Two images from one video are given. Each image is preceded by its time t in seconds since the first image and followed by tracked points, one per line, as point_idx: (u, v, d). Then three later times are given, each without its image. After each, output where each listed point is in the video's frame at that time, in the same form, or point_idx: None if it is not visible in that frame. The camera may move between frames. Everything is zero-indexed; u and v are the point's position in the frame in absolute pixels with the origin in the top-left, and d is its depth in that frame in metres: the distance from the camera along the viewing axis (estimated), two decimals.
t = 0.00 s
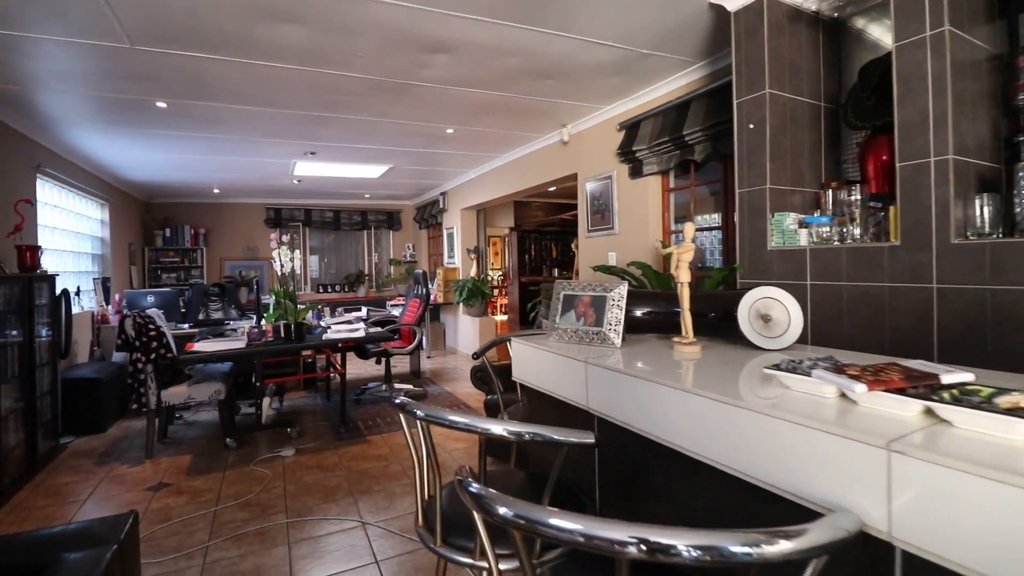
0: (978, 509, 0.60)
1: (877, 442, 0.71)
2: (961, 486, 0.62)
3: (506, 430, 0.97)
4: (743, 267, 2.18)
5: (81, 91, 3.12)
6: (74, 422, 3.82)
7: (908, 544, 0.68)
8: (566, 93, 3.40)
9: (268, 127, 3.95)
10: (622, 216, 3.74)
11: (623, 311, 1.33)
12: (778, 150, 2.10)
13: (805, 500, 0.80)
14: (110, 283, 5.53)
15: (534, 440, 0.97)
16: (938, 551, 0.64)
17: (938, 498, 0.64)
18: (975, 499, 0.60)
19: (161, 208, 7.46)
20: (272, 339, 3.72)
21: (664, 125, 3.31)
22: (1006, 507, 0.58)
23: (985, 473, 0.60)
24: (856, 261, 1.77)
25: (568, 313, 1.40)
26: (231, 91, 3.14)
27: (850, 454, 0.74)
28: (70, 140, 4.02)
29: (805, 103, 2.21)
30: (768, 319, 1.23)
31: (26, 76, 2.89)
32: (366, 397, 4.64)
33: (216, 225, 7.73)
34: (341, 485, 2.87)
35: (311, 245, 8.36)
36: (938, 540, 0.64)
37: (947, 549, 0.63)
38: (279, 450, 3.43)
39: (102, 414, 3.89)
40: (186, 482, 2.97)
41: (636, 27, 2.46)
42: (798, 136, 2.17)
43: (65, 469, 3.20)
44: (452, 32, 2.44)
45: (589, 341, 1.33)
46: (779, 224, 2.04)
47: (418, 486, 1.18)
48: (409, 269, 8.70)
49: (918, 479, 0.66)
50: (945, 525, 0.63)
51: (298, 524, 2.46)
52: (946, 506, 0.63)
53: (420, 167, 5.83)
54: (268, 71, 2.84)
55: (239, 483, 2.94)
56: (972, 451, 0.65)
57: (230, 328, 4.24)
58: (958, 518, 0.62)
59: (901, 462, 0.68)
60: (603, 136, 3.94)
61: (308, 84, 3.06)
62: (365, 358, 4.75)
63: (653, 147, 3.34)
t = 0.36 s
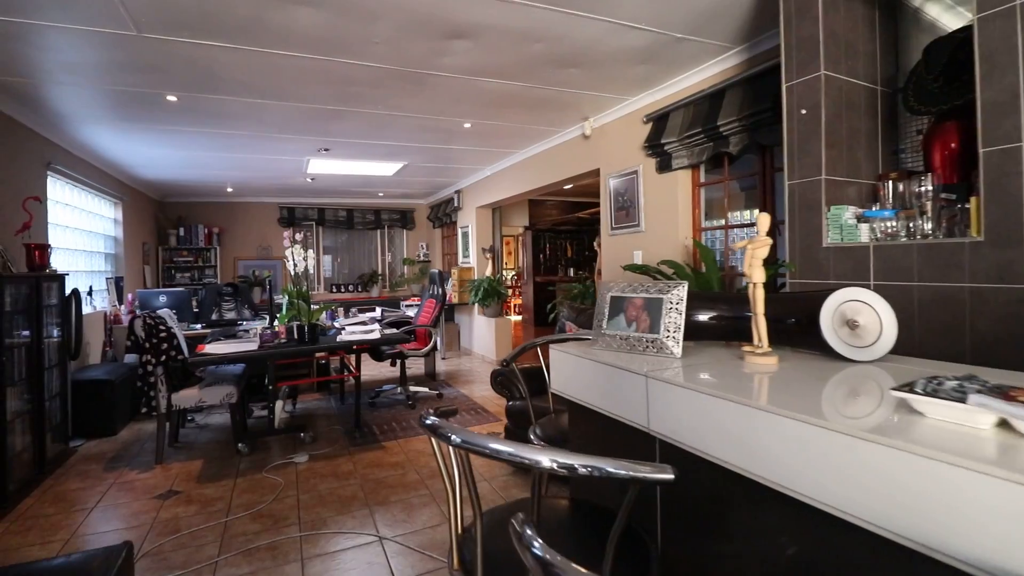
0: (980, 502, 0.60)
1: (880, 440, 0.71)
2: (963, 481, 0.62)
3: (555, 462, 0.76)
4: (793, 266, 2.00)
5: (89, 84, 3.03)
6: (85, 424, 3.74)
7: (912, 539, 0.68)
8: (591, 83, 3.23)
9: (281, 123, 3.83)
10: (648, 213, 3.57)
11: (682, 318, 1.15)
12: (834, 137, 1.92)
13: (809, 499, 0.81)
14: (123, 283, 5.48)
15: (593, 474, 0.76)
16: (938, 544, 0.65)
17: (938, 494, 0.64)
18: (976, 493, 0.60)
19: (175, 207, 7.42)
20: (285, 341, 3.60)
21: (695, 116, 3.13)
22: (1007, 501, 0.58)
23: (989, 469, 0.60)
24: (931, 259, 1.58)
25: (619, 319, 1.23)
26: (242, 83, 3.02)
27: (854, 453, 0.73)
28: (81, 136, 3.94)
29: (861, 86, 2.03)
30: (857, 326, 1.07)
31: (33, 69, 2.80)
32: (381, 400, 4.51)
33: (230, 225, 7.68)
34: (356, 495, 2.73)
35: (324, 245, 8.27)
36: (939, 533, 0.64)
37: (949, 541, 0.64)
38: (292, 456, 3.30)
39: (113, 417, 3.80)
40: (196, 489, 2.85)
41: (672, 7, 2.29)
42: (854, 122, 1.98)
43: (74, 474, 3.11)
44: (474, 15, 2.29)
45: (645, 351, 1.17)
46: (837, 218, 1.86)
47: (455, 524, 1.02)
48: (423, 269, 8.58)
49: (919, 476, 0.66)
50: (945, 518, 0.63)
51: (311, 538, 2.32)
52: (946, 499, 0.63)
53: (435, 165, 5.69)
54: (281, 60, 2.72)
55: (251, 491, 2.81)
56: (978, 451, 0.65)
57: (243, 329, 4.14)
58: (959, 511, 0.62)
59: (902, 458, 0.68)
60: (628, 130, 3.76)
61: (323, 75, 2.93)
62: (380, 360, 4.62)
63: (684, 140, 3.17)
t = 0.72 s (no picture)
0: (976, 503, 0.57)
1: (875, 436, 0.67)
2: (960, 482, 0.59)
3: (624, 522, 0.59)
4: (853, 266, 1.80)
5: (97, 76, 2.92)
6: (94, 427, 3.64)
7: (897, 536, 0.65)
8: (618, 70, 3.04)
9: (293, 117, 3.70)
10: (676, 209, 3.38)
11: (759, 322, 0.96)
12: (902, 121, 1.72)
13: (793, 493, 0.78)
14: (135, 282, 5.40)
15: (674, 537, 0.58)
16: (925, 542, 0.62)
17: (933, 495, 0.61)
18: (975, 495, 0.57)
19: (189, 206, 7.36)
20: (297, 343, 3.46)
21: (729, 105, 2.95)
22: (1005, 504, 0.55)
23: (988, 470, 0.57)
24: None
25: (681, 325, 1.05)
26: (252, 74, 2.89)
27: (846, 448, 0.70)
28: (91, 132, 3.85)
29: (929, 64, 1.82)
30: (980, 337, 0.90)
31: (38, 59, 2.70)
32: (395, 404, 4.37)
33: (242, 223, 7.60)
34: (370, 508, 2.58)
35: (338, 244, 8.17)
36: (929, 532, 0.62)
37: (938, 539, 0.61)
38: (303, 463, 3.16)
39: (121, 420, 3.69)
40: (204, 499, 2.72)
41: None
42: (923, 105, 1.78)
43: (80, 481, 3.01)
44: None
45: (715, 364, 0.98)
46: (907, 210, 1.67)
47: (497, 574, 0.87)
48: (437, 269, 8.44)
49: (915, 476, 0.63)
50: (938, 517, 0.61)
51: (322, 555, 2.17)
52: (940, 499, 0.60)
53: (450, 161, 5.54)
54: (291, 47, 2.57)
55: (260, 502, 2.68)
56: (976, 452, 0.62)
57: (254, 330, 4.01)
58: (954, 511, 0.59)
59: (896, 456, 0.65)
60: (655, 121, 3.57)
61: (336, 63, 2.78)
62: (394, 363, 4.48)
63: (717, 131, 2.99)
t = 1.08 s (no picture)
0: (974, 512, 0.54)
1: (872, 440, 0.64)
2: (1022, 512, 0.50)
3: None
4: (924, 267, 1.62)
5: (104, 71, 2.83)
6: (103, 432, 3.55)
7: None
8: (647, 57, 2.86)
9: (306, 112, 3.58)
10: (708, 206, 3.19)
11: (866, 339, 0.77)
12: (983, 103, 1.53)
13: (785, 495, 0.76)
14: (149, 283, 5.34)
15: None
16: (919, 548, 0.60)
17: None
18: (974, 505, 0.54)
19: (204, 207, 7.32)
20: (310, 347, 3.33)
21: (768, 95, 2.77)
22: None
23: None
24: None
25: (763, 337, 0.88)
26: (263, 66, 2.77)
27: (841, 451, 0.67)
28: (102, 130, 3.78)
29: (1010, 40, 1.62)
30: None
31: (43, 53, 2.61)
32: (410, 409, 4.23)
33: (257, 223, 7.54)
34: (386, 523, 2.43)
35: (352, 244, 8.08)
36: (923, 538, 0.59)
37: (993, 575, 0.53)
38: (317, 472, 3.03)
39: (132, 425, 3.60)
40: (212, 511, 2.60)
41: None
42: (1004, 86, 1.58)
43: (87, 489, 2.91)
44: None
45: (810, 388, 0.80)
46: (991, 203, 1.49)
47: None
48: (452, 269, 8.31)
49: (964, 502, 0.55)
50: (932, 524, 0.58)
51: None
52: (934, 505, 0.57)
53: (466, 159, 5.39)
54: (304, 35, 2.44)
55: (271, 514, 2.55)
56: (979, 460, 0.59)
57: (266, 333, 3.90)
58: (950, 520, 0.56)
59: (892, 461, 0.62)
60: (683, 113, 3.38)
61: (349, 53, 2.64)
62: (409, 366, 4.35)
63: (754, 122, 2.82)
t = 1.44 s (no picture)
0: None
1: (887, 434, 0.64)
2: None
3: None
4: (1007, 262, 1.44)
5: (110, 62, 2.74)
6: (113, 434, 3.47)
7: None
8: (677, 41, 2.68)
9: (318, 106, 3.46)
10: (740, 201, 3.01)
11: None
12: None
13: (856, 519, 0.66)
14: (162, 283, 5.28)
15: None
16: None
17: None
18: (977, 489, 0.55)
19: (217, 206, 7.27)
20: (323, 348, 3.21)
21: (810, 80, 2.59)
22: None
23: None
24: None
25: (874, 346, 0.73)
26: (273, 55, 2.65)
27: (856, 447, 0.66)
28: (112, 125, 3.70)
29: None
30: None
31: (48, 44, 2.52)
32: (425, 413, 4.10)
33: (271, 223, 7.48)
34: (402, 536, 2.30)
35: (365, 244, 7.99)
36: (922, 529, 0.59)
37: None
38: (330, 479, 2.91)
39: (141, 427, 3.51)
40: (221, 520, 2.49)
41: None
42: None
43: (94, 495, 2.82)
44: None
45: (943, 412, 0.65)
46: None
47: None
48: (466, 268, 8.18)
49: None
50: None
51: None
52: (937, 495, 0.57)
53: (482, 155, 5.24)
54: (315, 20, 2.31)
55: (282, 524, 2.43)
56: None
57: (278, 334, 3.79)
58: None
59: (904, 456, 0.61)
60: (713, 103, 3.21)
61: (362, 40, 2.51)
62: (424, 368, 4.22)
63: (794, 109, 2.64)
